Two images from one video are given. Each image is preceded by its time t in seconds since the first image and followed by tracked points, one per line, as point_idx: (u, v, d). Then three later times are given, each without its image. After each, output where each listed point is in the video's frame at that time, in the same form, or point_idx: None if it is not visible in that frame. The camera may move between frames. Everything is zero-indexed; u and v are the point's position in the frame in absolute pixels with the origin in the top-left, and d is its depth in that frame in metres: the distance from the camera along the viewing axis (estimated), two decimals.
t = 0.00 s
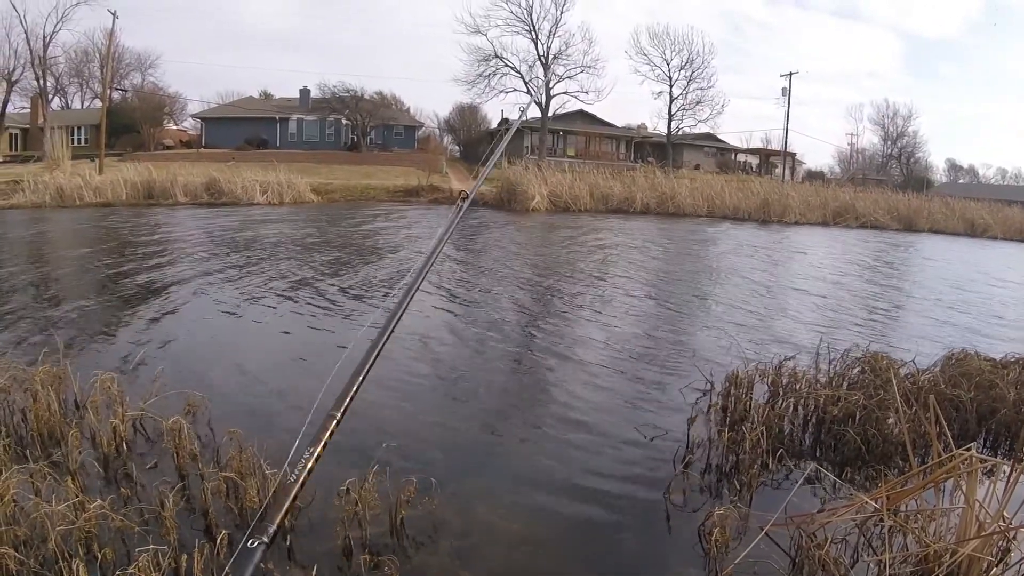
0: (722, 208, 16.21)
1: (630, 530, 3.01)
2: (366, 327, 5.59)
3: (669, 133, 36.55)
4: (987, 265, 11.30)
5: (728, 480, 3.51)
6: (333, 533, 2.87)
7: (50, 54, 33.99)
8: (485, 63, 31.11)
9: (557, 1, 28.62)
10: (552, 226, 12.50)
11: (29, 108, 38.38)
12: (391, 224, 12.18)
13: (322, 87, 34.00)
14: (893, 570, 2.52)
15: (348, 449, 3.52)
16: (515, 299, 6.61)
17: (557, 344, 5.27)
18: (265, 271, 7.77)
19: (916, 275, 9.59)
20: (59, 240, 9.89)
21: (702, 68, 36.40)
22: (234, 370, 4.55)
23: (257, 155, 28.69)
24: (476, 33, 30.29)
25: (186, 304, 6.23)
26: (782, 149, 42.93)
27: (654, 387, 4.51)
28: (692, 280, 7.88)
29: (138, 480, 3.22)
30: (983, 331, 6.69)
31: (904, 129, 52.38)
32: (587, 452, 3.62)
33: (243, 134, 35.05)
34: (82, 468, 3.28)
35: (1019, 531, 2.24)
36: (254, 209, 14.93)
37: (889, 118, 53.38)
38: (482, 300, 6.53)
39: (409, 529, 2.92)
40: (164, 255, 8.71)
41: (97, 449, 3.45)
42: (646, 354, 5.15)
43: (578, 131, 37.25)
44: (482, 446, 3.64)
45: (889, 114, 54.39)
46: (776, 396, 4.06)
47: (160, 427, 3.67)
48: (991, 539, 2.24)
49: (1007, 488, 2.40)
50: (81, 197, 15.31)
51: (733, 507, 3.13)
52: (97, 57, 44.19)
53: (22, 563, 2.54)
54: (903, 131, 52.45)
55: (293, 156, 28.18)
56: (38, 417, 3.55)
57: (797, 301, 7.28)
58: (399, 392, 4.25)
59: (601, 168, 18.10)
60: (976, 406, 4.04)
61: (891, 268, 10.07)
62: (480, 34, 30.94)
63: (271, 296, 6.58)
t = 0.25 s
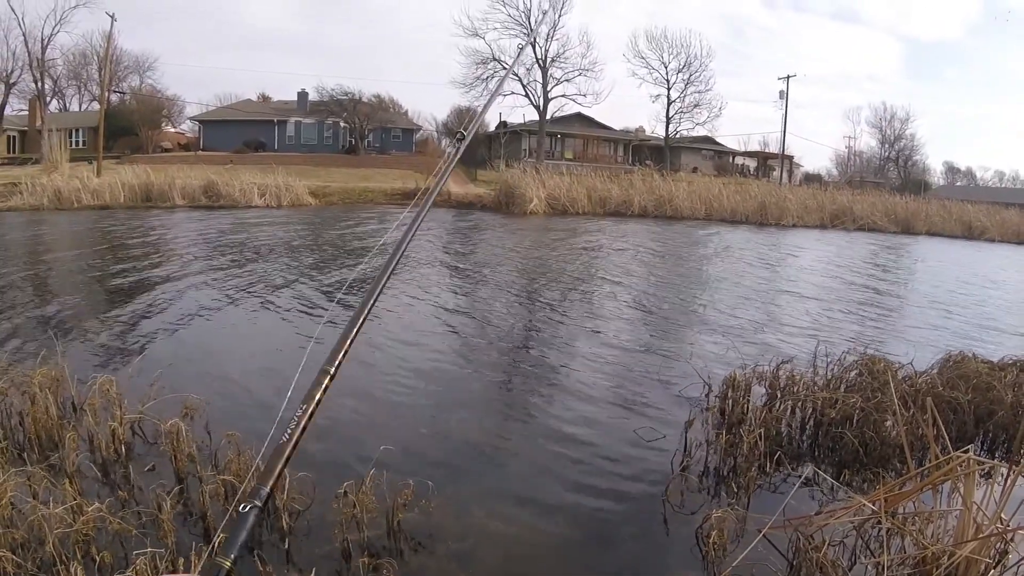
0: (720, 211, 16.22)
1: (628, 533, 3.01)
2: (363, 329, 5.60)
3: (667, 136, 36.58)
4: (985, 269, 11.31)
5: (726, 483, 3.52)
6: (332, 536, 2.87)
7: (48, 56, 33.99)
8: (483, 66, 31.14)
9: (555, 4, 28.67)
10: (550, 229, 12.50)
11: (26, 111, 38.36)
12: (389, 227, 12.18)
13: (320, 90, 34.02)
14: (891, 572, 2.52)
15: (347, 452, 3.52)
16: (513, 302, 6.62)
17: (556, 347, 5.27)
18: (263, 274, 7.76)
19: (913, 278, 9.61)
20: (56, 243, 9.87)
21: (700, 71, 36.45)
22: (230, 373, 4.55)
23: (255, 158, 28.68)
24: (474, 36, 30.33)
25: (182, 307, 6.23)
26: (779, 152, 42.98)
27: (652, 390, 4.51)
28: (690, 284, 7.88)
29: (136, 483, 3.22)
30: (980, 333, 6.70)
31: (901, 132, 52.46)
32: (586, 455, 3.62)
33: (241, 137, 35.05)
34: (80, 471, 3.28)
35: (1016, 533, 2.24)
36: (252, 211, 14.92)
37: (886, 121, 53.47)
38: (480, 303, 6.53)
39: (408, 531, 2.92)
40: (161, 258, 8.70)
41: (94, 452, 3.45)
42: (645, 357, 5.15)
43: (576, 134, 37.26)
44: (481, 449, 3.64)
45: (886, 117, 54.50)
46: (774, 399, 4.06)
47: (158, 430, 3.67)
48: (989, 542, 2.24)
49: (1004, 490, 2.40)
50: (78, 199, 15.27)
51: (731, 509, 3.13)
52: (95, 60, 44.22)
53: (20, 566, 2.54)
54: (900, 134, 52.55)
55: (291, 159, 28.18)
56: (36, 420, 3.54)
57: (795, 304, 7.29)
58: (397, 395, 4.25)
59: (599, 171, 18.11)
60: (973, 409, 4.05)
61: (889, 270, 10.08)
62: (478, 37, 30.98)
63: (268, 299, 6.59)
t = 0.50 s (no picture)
0: (718, 212, 16.23)
1: (626, 534, 3.01)
2: (362, 330, 5.58)
3: (666, 136, 36.59)
4: (983, 269, 11.32)
5: (724, 483, 3.52)
6: (330, 537, 2.86)
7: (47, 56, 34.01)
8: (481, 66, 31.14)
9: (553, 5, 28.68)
10: (548, 229, 12.50)
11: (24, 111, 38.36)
12: (387, 227, 12.18)
13: (318, 90, 34.00)
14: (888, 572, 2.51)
15: (344, 453, 3.51)
16: (511, 302, 6.62)
17: (554, 348, 5.27)
18: (262, 274, 7.76)
19: (911, 278, 9.62)
20: (54, 243, 9.86)
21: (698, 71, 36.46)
22: (228, 373, 4.54)
23: (253, 158, 28.66)
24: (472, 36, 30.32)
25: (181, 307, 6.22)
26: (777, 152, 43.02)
27: (651, 390, 4.51)
28: (688, 284, 7.88)
29: (135, 484, 3.21)
30: (978, 334, 6.71)
31: (899, 132, 52.51)
32: (584, 455, 3.61)
33: (239, 137, 35.02)
34: (78, 472, 3.27)
35: (1014, 533, 2.23)
36: (250, 211, 14.90)
37: (884, 122, 53.53)
38: (478, 303, 6.53)
39: (406, 532, 2.91)
40: (159, 258, 8.69)
41: (92, 453, 3.44)
42: (643, 357, 5.14)
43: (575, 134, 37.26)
44: (479, 449, 3.64)
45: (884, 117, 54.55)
46: (772, 399, 4.06)
47: (156, 431, 3.66)
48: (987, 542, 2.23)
49: (1002, 490, 2.39)
50: (77, 199, 15.25)
51: (729, 509, 3.13)
52: (92, 60, 44.19)
53: (18, 567, 2.53)
54: (898, 135, 52.57)
55: (289, 159, 28.17)
56: (34, 421, 3.53)
57: (793, 304, 7.29)
58: (396, 395, 4.24)
59: (597, 171, 18.11)
60: (971, 408, 4.05)
61: (887, 271, 10.09)
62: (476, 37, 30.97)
63: (267, 299, 6.57)
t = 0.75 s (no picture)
0: (718, 212, 16.23)
1: (626, 534, 3.01)
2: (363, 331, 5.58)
3: (665, 137, 36.60)
4: (983, 269, 11.32)
5: (724, 483, 3.52)
6: (330, 538, 2.86)
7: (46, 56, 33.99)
8: (481, 66, 31.15)
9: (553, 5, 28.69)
10: (548, 229, 12.51)
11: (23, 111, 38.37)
12: (387, 228, 12.18)
13: (318, 91, 34.01)
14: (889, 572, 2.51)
15: (345, 453, 3.51)
16: (511, 302, 6.62)
17: (554, 348, 5.26)
18: (262, 274, 7.75)
19: (911, 279, 9.62)
20: (54, 244, 9.85)
21: (698, 72, 36.46)
22: (229, 374, 4.54)
23: (253, 159, 28.66)
24: (472, 37, 30.33)
25: (182, 308, 6.22)
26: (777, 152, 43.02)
27: (650, 391, 4.51)
28: (688, 284, 7.88)
29: (135, 485, 3.21)
30: (978, 334, 6.71)
31: (899, 132, 52.50)
32: (583, 456, 3.61)
33: (239, 137, 35.04)
34: (79, 472, 3.27)
35: (1014, 534, 2.23)
36: (249, 212, 14.91)
37: (883, 122, 53.54)
38: (479, 304, 6.53)
39: (406, 533, 2.91)
40: (159, 259, 8.68)
41: (93, 454, 3.44)
42: (643, 358, 5.14)
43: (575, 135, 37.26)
44: (479, 450, 3.63)
45: (884, 118, 54.56)
46: (772, 400, 4.06)
47: (156, 432, 3.65)
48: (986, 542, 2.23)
49: (1002, 491, 2.39)
50: (76, 200, 15.24)
51: (729, 510, 3.13)
52: (92, 60, 44.22)
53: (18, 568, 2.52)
54: (898, 135, 52.57)
55: (289, 159, 28.17)
56: (34, 421, 3.53)
57: (793, 304, 7.29)
58: (396, 396, 4.24)
59: (597, 172, 18.12)
60: (971, 409, 4.05)
61: (887, 271, 10.09)
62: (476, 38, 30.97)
63: (267, 300, 6.56)
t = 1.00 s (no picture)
0: (724, 215, 16.22)
1: (630, 537, 3.01)
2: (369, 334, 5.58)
3: (671, 139, 36.58)
4: (991, 273, 11.27)
5: (730, 486, 3.52)
6: (336, 540, 2.87)
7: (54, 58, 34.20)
8: (487, 69, 31.21)
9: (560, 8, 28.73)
10: (553, 232, 12.53)
11: (31, 113, 38.62)
12: (394, 230, 12.20)
13: (324, 93, 34.12)
14: None
15: (350, 455, 3.53)
16: (517, 305, 6.63)
17: (560, 351, 5.27)
18: (269, 276, 7.78)
19: (917, 282, 9.60)
20: (62, 245, 9.91)
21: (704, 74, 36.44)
22: (234, 376, 4.55)
23: (260, 161, 28.78)
24: (479, 39, 30.42)
25: (187, 309, 6.25)
26: (784, 155, 42.94)
27: (656, 394, 4.51)
28: (694, 287, 7.88)
29: (141, 485, 3.23)
30: (984, 338, 6.68)
31: (905, 135, 52.34)
32: (588, 458, 3.61)
33: (245, 139, 35.17)
34: (85, 472, 3.29)
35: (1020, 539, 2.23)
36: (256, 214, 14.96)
37: (890, 125, 53.40)
38: (485, 306, 6.55)
39: (410, 535, 2.92)
40: (166, 260, 8.73)
41: (99, 454, 3.46)
42: (649, 361, 5.14)
43: (580, 137, 37.28)
44: (484, 453, 3.64)
45: (891, 120, 54.40)
46: (778, 403, 4.05)
47: (163, 432, 3.68)
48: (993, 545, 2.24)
49: (1009, 495, 2.39)
50: (84, 201, 15.32)
51: (735, 513, 3.12)
52: (100, 62, 44.48)
53: (24, 568, 2.54)
54: (904, 138, 52.42)
55: (296, 162, 28.27)
56: (41, 421, 3.55)
57: (798, 308, 7.28)
58: (401, 399, 4.25)
59: (602, 174, 18.14)
60: (977, 413, 4.04)
61: (893, 275, 10.05)
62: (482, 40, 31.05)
63: (273, 302, 6.58)
